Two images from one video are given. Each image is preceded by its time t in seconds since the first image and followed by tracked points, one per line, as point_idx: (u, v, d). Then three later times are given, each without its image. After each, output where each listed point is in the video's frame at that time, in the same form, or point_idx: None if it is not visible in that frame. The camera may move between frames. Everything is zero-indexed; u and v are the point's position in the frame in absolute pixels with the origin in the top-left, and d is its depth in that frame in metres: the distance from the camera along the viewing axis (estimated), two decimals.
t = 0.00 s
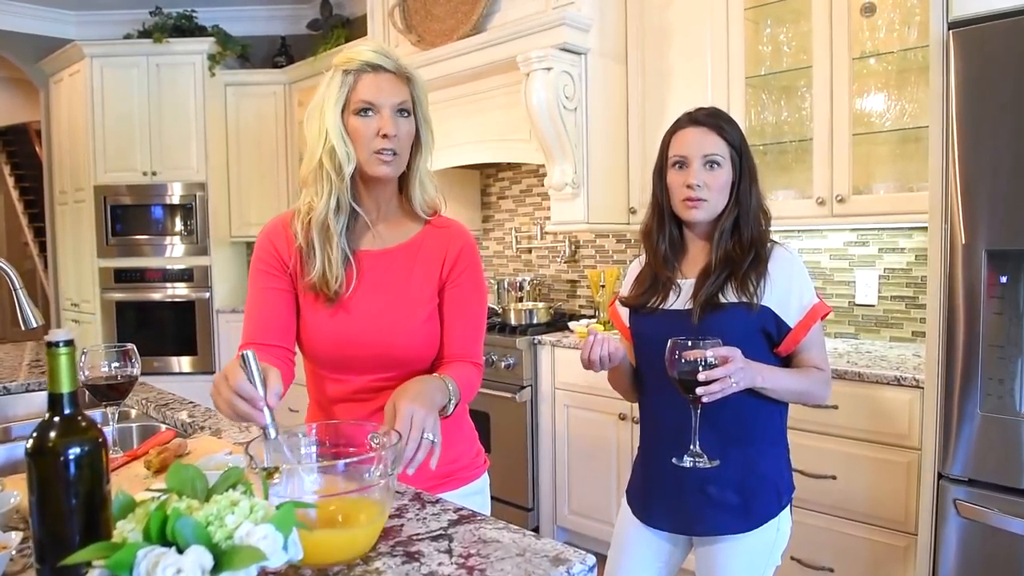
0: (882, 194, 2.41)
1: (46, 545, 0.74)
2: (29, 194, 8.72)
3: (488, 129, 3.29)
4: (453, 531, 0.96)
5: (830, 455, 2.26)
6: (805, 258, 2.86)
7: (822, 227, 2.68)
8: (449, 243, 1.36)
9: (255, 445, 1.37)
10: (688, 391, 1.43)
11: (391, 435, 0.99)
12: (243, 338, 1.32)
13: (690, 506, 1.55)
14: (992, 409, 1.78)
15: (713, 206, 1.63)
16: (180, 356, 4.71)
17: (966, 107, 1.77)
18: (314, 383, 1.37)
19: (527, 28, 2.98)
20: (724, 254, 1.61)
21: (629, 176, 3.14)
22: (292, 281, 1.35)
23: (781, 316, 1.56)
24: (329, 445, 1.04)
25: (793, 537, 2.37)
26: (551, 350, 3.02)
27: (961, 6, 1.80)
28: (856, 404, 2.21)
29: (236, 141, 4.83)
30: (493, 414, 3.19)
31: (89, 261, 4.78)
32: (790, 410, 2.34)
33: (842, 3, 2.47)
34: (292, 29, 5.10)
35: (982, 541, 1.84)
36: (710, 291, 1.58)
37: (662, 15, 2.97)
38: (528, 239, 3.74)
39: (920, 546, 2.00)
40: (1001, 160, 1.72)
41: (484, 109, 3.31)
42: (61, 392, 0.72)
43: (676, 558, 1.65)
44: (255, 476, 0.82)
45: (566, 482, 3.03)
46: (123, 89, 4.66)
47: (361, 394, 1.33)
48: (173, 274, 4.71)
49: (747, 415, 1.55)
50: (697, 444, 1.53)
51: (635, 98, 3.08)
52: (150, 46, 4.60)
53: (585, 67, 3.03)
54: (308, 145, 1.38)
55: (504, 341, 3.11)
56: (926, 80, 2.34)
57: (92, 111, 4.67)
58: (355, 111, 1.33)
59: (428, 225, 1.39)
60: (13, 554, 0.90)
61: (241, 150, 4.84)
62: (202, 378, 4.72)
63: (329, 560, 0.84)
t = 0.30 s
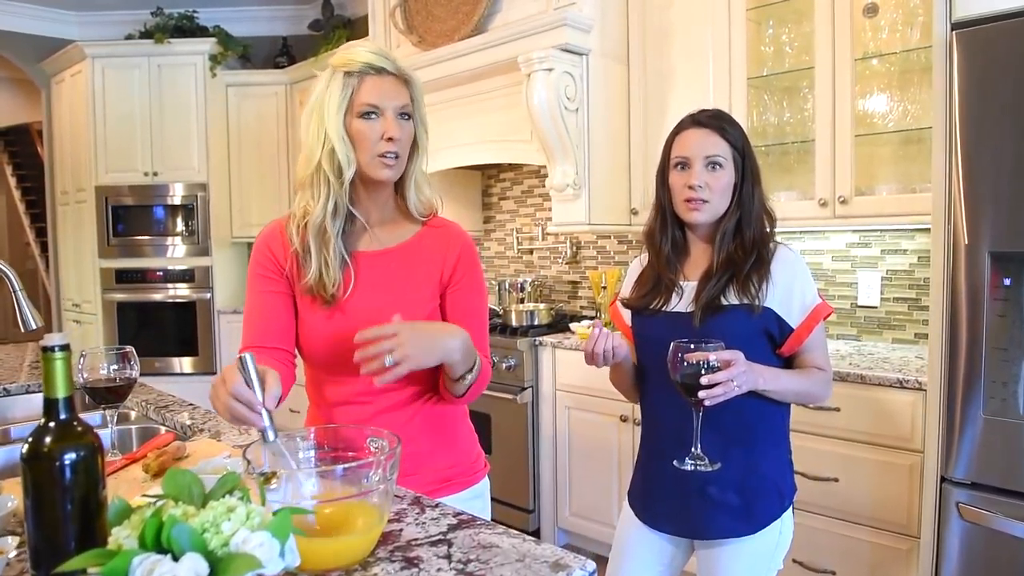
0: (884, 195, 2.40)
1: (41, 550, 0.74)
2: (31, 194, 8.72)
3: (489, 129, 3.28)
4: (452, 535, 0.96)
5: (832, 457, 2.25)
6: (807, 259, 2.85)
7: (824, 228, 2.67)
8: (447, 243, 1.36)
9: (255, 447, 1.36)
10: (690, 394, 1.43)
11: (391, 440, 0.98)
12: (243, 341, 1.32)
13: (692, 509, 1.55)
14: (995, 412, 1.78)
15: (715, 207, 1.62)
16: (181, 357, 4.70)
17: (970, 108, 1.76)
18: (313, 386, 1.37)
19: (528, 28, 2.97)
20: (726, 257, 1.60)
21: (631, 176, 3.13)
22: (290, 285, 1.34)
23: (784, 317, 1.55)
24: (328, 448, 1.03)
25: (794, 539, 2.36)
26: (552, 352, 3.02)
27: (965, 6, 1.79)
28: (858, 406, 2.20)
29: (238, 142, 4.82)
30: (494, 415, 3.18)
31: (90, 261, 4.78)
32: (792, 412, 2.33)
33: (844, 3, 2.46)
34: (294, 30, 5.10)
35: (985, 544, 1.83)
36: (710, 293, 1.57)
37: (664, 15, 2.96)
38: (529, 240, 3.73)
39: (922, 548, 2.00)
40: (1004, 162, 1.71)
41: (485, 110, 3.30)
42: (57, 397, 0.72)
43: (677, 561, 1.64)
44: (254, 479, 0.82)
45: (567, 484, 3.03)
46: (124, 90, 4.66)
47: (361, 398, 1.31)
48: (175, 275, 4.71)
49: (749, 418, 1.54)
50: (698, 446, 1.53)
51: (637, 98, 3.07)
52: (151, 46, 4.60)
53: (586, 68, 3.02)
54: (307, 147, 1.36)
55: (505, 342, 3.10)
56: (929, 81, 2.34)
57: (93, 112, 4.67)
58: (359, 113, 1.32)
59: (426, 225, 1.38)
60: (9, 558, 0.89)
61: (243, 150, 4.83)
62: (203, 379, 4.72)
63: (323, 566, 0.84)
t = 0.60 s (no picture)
0: (885, 196, 2.39)
1: (36, 555, 0.73)
2: (32, 195, 8.71)
3: (489, 130, 3.28)
4: (451, 540, 0.95)
5: (833, 460, 2.24)
6: (808, 261, 2.85)
7: (825, 230, 2.66)
8: (440, 242, 1.36)
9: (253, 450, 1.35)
10: (691, 397, 1.42)
11: (390, 445, 0.97)
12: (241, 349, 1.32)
13: (693, 512, 1.54)
14: (997, 414, 1.77)
15: (716, 207, 1.61)
16: (181, 358, 4.70)
17: (972, 109, 1.75)
18: (311, 392, 1.36)
19: (528, 29, 2.97)
20: (731, 261, 1.58)
21: (631, 177, 3.13)
22: (284, 290, 1.35)
23: (785, 318, 1.55)
24: (326, 452, 1.02)
25: (795, 542, 2.35)
26: (553, 353, 3.01)
27: (967, 7, 1.78)
28: (860, 408, 2.19)
29: (238, 142, 4.82)
30: (494, 417, 3.18)
31: (90, 262, 4.78)
32: (793, 414, 2.32)
33: (845, 3, 2.46)
34: (294, 30, 5.09)
35: (986, 547, 1.83)
36: (710, 298, 1.57)
37: (664, 16, 2.96)
38: (529, 241, 3.73)
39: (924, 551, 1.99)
40: (1007, 162, 1.70)
41: (485, 111, 3.30)
42: (51, 402, 0.71)
43: (679, 564, 1.63)
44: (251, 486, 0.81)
45: (568, 485, 3.02)
46: (125, 90, 4.66)
47: (359, 400, 1.31)
48: (175, 276, 4.70)
49: (750, 422, 1.53)
50: (700, 449, 1.52)
51: (638, 99, 3.06)
52: (152, 47, 4.60)
53: (586, 69, 3.01)
54: (313, 153, 1.32)
55: (506, 343, 3.10)
56: (931, 81, 2.33)
57: (93, 112, 4.67)
58: (374, 125, 1.31)
59: (418, 225, 1.38)
60: (6, 562, 0.89)
61: (243, 151, 4.83)
62: (204, 380, 4.72)
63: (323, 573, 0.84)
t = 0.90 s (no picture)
0: (887, 198, 2.38)
1: (31, 562, 0.73)
2: (32, 195, 8.70)
3: (490, 131, 3.27)
4: (450, 546, 0.94)
5: (835, 462, 2.23)
6: (810, 262, 2.84)
7: (827, 231, 2.65)
8: (436, 244, 1.36)
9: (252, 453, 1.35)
10: (691, 406, 1.41)
11: (388, 450, 0.97)
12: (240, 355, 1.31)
13: (694, 518, 1.53)
14: (999, 417, 1.76)
15: (694, 205, 1.61)
16: (182, 359, 4.70)
17: (974, 111, 1.75)
18: (309, 395, 1.36)
19: (529, 30, 2.96)
20: (741, 264, 1.55)
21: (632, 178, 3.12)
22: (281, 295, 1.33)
23: (785, 320, 1.54)
24: (323, 456, 1.01)
25: (797, 545, 2.34)
26: (553, 355, 3.00)
27: (970, 7, 1.77)
28: (862, 410, 2.18)
29: (238, 143, 4.81)
30: (495, 418, 3.18)
31: (91, 263, 4.78)
32: (795, 416, 2.31)
33: (847, 4, 2.45)
34: (295, 31, 5.09)
35: (989, 551, 1.82)
36: (705, 303, 1.56)
37: (665, 16, 2.95)
38: (530, 242, 3.72)
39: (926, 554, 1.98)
40: (1009, 164, 1.69)
41: (485, 112, 3.29)
42: (46, 408, 0.71)
43: (680, 568, 1.62)
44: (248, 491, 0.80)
45: (568, 487, 3.01)
46: (125, 91, 4.66)
47: (358, 402, 1.31)
48: (176, 276, 4.70)
49: (751, 428, 1.52)
50: (701, 457, 1.51)
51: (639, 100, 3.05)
52: (152, 48, 4.60)
53: (587, 69, 3.01)
54: (330, 162, 1.25)
55: (506, 344, 3.09)
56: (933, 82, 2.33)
57: (94, 113, 4.66)
58: (390, 132, 1.29)
59: (413, 227, 1.37)
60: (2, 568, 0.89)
61: (243, 151, 4.82)
62: (204, 381, 4.72)
63: None
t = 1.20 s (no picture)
0: (892, 199, 2.37)
1: (30, 567, 0.73)
2: (36, 196, 8.70)
3: (493, 132, 3.26)
4: (451, 550, 0.94)
5: (840, 465, 2.23)
6: (813, 263, 2.83)
7: (831, 232, 2.64)
8: (439, 244, 1.35)
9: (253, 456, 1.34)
10: (691, 408, 1.41)
11: (389, 453, 0.96)
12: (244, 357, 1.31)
13: (695, 521, 1.52)
14: (1004, 420, 1.75)
15: (687, 206, 1.61)
16: (185, 359, 4.70)
17: (980, 112, 1.74)
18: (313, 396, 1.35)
19: (532, 30, 2.95)
20: (737, 265, 1.54)
21: (635, 179, 3.12)
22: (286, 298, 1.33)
23: (787, 323, 1.53)
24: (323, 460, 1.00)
25: (801, 547, 2.34)
26: (556, 356, 2.99)
27: (975, 8, 1.76)
28: (866, 413, 2.17)
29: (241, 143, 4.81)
30: (498, 419, 3.17)
31: (95, 263, 4.79)
32: (799, 418, 2.31)
33: (851, 4, 2.44)
34: (298, 31, 5.09)
35: (994, 554, 1.81)
36: (705, 308, 1.55)
37: (668, 17, 2.94)
38: (533, 242, 3.72)
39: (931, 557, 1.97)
40: (1015, 166, 1.68)
41: (488, 113, 3.28)
42: (45, 412, 0.70)
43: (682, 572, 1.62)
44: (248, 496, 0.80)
45: (571, 489, 3.01)
46: (129, 92, 4.66)
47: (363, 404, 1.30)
48: (179, 277, 4.70)
49: (753, 431, 1.51)
50: (701, 460, 1.51)
51: (642, 101, 3.05)
52: (155, 49, 4.61)
53: (590, 70, 3.00)
54: (334, 160, 1.25)
55: (509, 345, 3.09)
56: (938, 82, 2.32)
57: (97, 114, 4.67)
58: (391, 129, 1.28)
59: (416, 227, 1.36)
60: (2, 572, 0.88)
61: (246, 152, 4.82)
62: (207, 381, 4.72)
63: None
